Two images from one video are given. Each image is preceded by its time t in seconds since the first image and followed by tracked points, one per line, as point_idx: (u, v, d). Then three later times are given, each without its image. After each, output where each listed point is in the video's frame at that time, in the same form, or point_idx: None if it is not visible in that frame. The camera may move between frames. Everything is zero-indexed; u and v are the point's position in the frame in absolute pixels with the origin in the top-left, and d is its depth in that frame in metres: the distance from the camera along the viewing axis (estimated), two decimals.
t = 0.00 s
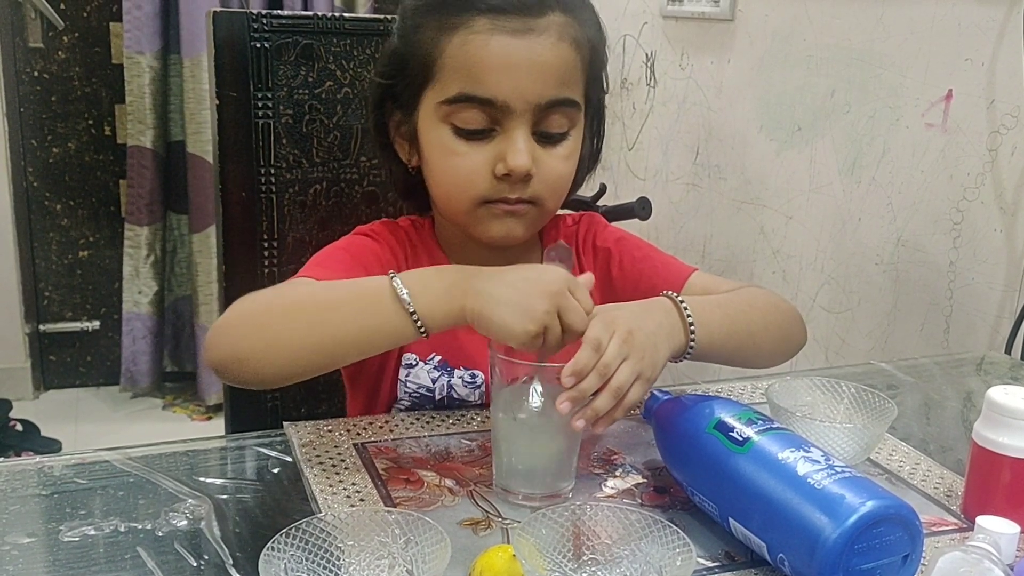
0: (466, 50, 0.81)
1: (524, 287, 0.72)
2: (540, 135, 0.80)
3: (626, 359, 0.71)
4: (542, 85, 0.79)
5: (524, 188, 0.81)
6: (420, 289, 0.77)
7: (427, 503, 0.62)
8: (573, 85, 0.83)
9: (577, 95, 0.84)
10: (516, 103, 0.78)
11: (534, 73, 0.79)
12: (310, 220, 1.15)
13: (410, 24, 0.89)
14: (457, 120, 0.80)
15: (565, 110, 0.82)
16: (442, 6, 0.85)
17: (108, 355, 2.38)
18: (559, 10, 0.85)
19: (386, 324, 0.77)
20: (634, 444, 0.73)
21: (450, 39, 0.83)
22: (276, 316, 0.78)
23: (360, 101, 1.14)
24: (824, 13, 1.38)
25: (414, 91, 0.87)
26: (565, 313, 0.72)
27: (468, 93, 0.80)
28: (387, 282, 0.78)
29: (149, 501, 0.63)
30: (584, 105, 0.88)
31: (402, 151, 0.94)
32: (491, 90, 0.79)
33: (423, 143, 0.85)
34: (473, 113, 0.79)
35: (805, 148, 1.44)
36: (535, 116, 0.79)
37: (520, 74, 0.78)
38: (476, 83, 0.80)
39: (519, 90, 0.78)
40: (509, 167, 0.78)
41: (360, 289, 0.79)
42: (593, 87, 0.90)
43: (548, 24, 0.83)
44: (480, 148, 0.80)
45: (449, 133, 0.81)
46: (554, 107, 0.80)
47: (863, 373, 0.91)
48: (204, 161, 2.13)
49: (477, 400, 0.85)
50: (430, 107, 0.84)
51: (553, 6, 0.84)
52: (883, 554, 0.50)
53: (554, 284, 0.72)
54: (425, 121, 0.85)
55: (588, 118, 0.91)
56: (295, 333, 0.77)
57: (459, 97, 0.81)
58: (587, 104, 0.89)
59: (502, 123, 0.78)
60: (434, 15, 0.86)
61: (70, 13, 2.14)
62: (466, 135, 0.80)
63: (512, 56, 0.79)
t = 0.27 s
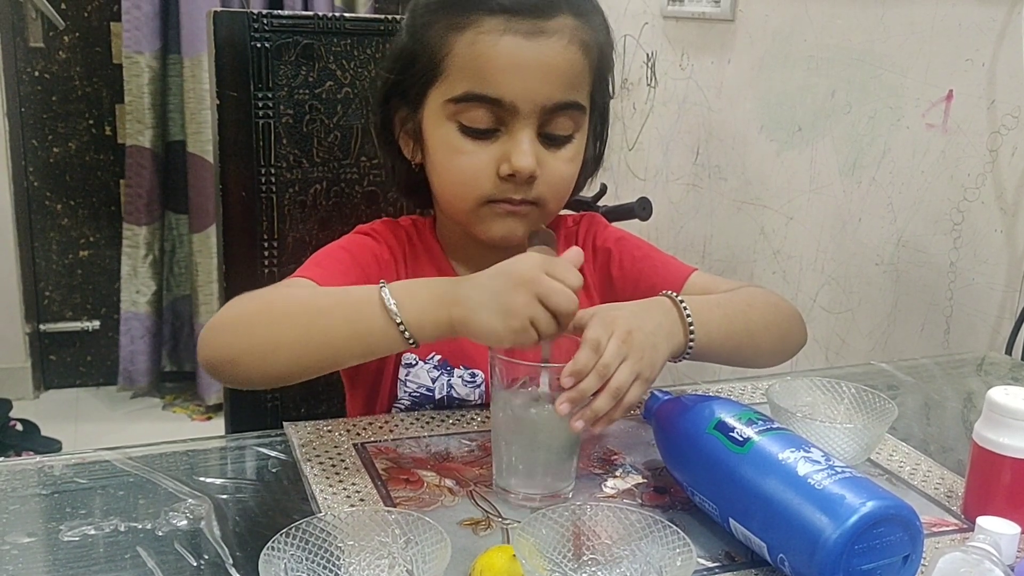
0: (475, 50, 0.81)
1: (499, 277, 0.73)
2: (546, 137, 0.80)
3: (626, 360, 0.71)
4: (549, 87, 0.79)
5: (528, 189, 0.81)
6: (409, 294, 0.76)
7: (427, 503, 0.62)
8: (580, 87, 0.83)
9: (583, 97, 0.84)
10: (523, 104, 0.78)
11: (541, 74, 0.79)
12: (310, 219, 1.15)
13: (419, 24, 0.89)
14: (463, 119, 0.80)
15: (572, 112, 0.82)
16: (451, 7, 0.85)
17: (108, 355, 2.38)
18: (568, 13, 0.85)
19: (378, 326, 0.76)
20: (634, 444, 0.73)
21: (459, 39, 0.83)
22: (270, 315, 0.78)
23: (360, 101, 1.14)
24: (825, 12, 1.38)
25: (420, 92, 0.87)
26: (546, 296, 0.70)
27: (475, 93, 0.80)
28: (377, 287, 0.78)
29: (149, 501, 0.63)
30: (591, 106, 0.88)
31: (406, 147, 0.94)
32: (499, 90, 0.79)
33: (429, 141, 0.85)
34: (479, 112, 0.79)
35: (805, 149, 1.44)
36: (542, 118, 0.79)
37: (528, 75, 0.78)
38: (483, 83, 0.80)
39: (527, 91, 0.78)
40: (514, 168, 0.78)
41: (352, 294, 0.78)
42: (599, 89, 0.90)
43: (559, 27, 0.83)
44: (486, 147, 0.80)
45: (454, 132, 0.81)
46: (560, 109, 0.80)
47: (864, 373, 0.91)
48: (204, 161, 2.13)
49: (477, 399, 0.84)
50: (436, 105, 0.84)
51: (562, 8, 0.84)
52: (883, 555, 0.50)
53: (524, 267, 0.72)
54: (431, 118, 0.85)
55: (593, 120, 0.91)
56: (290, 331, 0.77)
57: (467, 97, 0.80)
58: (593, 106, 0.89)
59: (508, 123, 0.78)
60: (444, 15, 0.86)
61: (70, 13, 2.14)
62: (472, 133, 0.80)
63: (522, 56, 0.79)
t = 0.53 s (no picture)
0: (479, 48, 0.81)
1: (494, 274, 0.73)
2: (549, 136, 0.80)
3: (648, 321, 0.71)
4: (553, 85, 0.79)
5: (531, 187, 0.81)
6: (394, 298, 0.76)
7: (428, 503, 0.62)
8: (584, 87, 0.83)
9: (587, 97, 0.84)
10: (526, 103, 0.78)
11: (545, 73, 0.79)
12: (311, 219, 1.15)
13: (423, 22, 0.89)
14: (467, 117, 0.80)
15: (576, 111, 0.82)
16: (456, 5, 0.85)
17: (109, 354, 2.38)
18: (572, 12, 0.85)
19: (370, 324, 0.76)
20: (636, 445, 0.73)
21: (463, 37, 0.83)
22: (256, 321, 0.78)
23: (361, 100, 1.14)
24: (826, 13, 1.38)
25: (423, 91, 0.87)
26: (541, 300, 0.70)
27: (479, 91, 0.80)
28: (363, 285, 0.78)
29: (150, 500, 0.63)
30: (594, 106, 0.88)
31: (409, 145, 0.94)
32: (503, 88, 0.79)
33: (432, 139, 0.85)
34: (482, 111, 0.79)
35: (806, 149, 1.44)
36: (545, 117, 0.79)
37: (532, 74, 0.78)
38: (487, 82, 0.80)
39: (531, 90, 0.78)
40: (517, 166, 0.78)
41: (338, 292, 0.78)
42: (602, 89, 0.90)
43: (564, 26, 0.83)
44: (489, 146, 0.80)
45: (457, 130, 0.81)
46: (564, 108, 0.80)
47: (865, 374, 0.91)
48: (205, 161, 2.13)
49: (478, 399, 0.85)
50: (439, 103, 0.84)
51: (565, 8, 0.84)
52: (884, 555, 0.50)
53: (520, 266, 0.73)
54: (433, 117, 0.85)
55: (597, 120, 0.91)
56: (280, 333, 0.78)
57: (470, 95, 0.80)
58: (597, 106, 0.89)
59: (511, 122, 0.79)
60: (449, 14, 0.86)
61: (71, 12, 2.14)
62: (475, 132, 0.80)
63: (526, 55, 0.79)
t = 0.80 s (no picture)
0: (483, 45, 0.81)
1: (443, 277, 0.70)
2: (554, 131, 0.80)
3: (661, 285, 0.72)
4: (558, 79, 0.79)
5: (537, 183, 0.80)
6: (358, 305, 0.75)
7: (429, 502, 0.62)
8: (588, 83, 0.83)
9: (591, 92, 0.84)
10: (530, 97, 0.78)
11: (547, 72, 0.79)
12: (313, 218, 1.15)
13: (426, 20, 0.89)
14: (472, 114, 0.80)
15: (580, 107, 0.82)
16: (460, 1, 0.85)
17: (109, 354, 2.38)
18: (574, 12, 0.85)
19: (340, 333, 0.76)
20: (637, 445, 0.73)
21: (466, 34, 0.83)
22: (241, 338, 0.80)
23: (362, 100, 1.14)
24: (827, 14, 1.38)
25: (426, 90, 0.87)
26: (493, 300, 0.68)
27: (483, 88, 0.80)
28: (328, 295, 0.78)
29: (151, 499, 0.63)
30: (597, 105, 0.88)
31: (413, 144, 0.94)
32: (508, 83, 0.79)
33: (436, 136, 0.85)
34: (487, 107, 0.79)
35: (807, 150, 1.44)
36: (550, 112, 0.79)
37: (537, 69, 0.79)
38: (491, 78, 0.80)
39: (536, 83, 0.78)
40: (522, 161, 0.78)
41: (306, 304, 0.78)
42: (604, 88, 0.90)
43: (568, 21, 0.83)
44: (494, 142, 0.80)
45: (462, 127, 0.82)
46: (568, 103, 0.80)
47: (866, 374, 0.91)
48: (206, 161, 2.13)
49: (479, 399, 0.84)
50: (444, 101, 0.84)
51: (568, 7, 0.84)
52: (885, 556, 0.50)
53: (462, 264, 0.69)
54: (438, 115, 0.85)
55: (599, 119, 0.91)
56: (259, 347, 0.78)
57: (475, 90, 0.81)
58: (599, 104, 0.89)
59: (516, 117, 0.79)
60: (452, 10, 0.86)
61: (72, 12, 2.14)
62: (480, 129, 0.80)
63: (530, 49, 0.79)
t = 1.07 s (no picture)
0: (482, 47, 0.81)
1: (407, 216, 0.71)
2: (552, 135, 0.81)
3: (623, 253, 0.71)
4: (556, 83, 0.79)
5: (534, 186, 0.81)
6: (338, 271, 0.75)
7: (429, 503, 0.62)
8: (587, 86, 0.84)
9: (590, 96, 0.84)
10: (529, 101, 0.78)
11: (546, 73, 0.79)
12: (313, 220, 1.15)
13: (426, 22, 0.89)
14: (471, 117, 0.80)
15: (578, 110, 0.82)
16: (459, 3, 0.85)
17: (110, 354, 2.39)
18: (574, 13, 0.85)
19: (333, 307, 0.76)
20: (637, 446, 0.73)
21: (465, 37, 0.83)
22: (238, 339, 0.80)
23: (362, 101, 1.15)
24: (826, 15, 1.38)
25: (426, 91, 0.87)
26: (457, 231, 0.69)
27: (482, 90, 0.80)
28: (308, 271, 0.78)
29: (151, 499, 0.63)
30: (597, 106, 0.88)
31: (411, 146, 0.94)
32: (507, 86, 0.79)
33: (435, 138, 0.85)
34: (486, 110, 0.79)
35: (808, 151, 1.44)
36: (548, 116, 0.79)
37: (537, 72, 0.79)
38: (490, 81, 0.80)
39: (535, 87, 0.78)
40: (520, 166, 0.78)
41: (290, 286, 0.78)
42: (605, 89, 0.90)
43: (566, 23, 0.83)
44: (492, 146, 0.79)
45: (461, 131, 0.81)
46: (567, 107, 0.80)
47: (866, 375, 0.91)
48: (206, 161, 2.13)
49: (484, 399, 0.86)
50: (443, 103, 0.84)
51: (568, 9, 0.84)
52: (885, 557, 0.50)
53: (424, 201, 0.70)
54: (436, 118, 0.85)
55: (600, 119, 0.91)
56: (256, 341, 0.78)
57: (474, 93, 0.80)
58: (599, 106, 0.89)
59: (515, 121, 0.79)
60: (451, 12, 0.86)
61: (73, 13, 2.14)
62: (479, 132, 0.80)
63: (531, 52, 0.80)
